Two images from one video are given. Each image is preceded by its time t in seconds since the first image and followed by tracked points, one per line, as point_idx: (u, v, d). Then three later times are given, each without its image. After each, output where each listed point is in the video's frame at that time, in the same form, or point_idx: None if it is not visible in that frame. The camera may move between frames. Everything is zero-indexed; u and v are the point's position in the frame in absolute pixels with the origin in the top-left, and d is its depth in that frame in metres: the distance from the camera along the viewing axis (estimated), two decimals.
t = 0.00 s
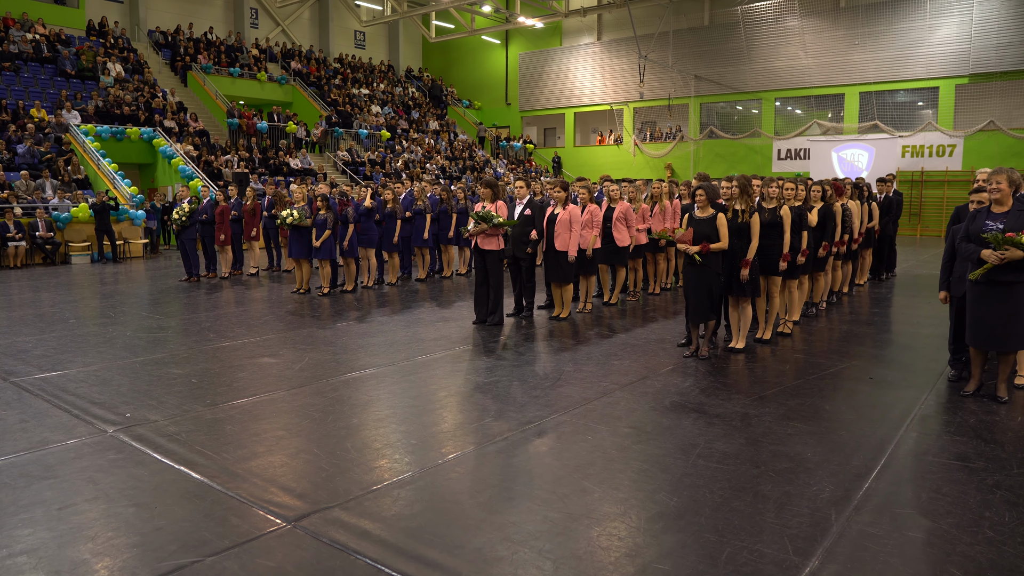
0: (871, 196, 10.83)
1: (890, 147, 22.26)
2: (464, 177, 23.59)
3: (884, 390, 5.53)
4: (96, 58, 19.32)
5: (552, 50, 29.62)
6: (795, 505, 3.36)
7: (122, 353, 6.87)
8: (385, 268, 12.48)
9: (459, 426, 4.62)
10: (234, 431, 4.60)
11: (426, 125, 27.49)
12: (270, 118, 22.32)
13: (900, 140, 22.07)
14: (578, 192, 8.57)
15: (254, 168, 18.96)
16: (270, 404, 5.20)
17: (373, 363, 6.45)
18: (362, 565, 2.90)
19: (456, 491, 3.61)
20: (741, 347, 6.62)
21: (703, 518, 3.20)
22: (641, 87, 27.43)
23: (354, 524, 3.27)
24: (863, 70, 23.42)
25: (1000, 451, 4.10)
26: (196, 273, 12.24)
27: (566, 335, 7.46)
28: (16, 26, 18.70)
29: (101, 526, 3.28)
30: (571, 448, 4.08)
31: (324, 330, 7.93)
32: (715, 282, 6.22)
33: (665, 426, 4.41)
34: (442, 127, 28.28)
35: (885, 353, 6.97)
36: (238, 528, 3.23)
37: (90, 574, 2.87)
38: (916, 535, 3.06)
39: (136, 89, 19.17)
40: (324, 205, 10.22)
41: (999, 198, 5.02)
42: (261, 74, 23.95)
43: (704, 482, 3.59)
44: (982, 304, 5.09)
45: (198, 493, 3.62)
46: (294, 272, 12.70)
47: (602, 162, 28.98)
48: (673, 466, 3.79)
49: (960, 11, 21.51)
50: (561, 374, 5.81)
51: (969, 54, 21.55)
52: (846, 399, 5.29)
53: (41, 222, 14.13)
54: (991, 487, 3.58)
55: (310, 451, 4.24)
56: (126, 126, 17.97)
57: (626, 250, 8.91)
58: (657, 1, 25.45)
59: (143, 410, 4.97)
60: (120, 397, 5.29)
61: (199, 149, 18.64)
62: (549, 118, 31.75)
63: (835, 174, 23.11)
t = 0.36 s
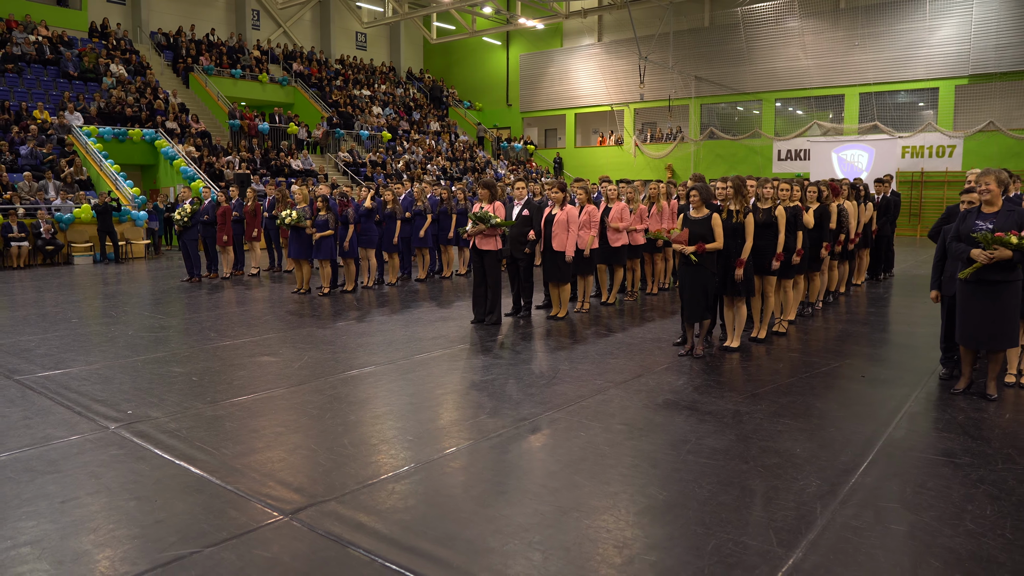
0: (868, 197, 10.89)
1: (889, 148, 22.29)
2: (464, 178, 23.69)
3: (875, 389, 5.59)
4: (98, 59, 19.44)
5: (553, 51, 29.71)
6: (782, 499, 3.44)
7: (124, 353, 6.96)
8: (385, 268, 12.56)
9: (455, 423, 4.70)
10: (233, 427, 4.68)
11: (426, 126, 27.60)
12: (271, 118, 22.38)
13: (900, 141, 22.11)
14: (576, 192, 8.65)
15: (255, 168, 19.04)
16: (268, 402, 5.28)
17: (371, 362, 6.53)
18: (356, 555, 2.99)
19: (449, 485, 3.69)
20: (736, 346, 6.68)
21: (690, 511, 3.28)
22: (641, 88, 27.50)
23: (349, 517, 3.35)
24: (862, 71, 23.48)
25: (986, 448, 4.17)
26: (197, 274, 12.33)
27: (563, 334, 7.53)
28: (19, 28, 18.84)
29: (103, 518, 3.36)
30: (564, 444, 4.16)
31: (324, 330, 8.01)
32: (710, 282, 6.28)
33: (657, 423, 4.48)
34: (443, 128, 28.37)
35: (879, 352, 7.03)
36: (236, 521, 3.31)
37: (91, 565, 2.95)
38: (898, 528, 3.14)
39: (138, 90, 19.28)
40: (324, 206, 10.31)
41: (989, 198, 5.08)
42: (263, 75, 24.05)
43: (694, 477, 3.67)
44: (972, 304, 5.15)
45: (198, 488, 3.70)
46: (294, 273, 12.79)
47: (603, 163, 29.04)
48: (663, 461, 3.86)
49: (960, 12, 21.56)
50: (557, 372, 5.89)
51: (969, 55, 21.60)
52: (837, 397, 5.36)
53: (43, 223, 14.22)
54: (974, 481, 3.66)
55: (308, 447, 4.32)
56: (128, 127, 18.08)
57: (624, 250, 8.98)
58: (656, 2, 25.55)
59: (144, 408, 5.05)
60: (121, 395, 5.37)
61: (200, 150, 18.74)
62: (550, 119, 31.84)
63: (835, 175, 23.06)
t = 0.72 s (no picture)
0: (857, 196, 10.95)
1: (882, 149, 22.14)
2: (458, 178, 23.76)
3: (855, 387, 5.65)
4: (92, 60, 19.45)
5: (547, 52, 29.78)
6: (753, 495, 3.49)
7: (112, 353, 6.99)
8: (377, 269, 12.60)
9: (436, 421, 4.75)
10: (216, 426, 4.73)
11: (421, 127, 27.66)
12: (265, 119, 22.39)
13: (893, 142, 22.07)
14: (564, 192, 8.72)
15: (249, 169, 19.07)
16: (253, 401, 5.32)
17: (358, 361, 6.58)
18: (328, 550, 3.04)
19: (426, 482, 3.74)
20: (720, 345, 6.73)
21: (660, 507, 3.33)
22: (635, 89, 27.58)
23: (326, 512, 3.40)
24: (855, 72, 23.57)
25: (958, 445, 4.23)
26: (189, 274, 12.37)
27: (550, 334, 7.59)
28: (12, 29, 18.87)
29: (82, 515, 3.40)
30: (542, 441, 4.21)
31: (313, 330, 8.06)
32: (694, 281, 6.33)
33: (636, 421, 4.54)
34: (438, 129, 28.43)
35: (862, 351, 7.10)
36: (213, 517, 3.36)
37: (67, 559, 3.00)
38: (865, 523, 3.19)
39: (132, 91, 19.29)
40: (314, 207, 10.36)
41: (966, 198, 5.14)
42: (257, 76, 24.08)
43: (667, 474, 3.72)
44: (949, 303, 5.21)
45: (178, 485, 3.75)
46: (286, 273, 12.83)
47: (597, 164, 29.11)
48: (638, 458, 3.92)
49: (952, 13, 21.65)
50: (541, 371, 5.94)
51: (961, 55, 21.69)
52: (817, 395, 5.42)
53: (36, 224, 14.25)
54: (944, 477, 3.71)
55: (290, 445, 4.37)
56: (121, 128, 18.11)
57: (611, 251, 9.04)
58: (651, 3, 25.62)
59: (129, 407, 5.09)
60: (107, 395, 5.41)
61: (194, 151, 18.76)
62: (545, 120, 31.89)
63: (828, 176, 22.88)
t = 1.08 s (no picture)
0: (848, 196, 10.99)
1: (878, 148, 22.32)
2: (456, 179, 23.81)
3: (837, 386, 5.68)
4: (89, 61, 19.51)
5: (545, 53, 29.83)
6: (726, 492, 3.52)
7: (102, 353, 7.03)
8: (370, 270, 12.64)
9: (417, 421, 4.79)
10: (200, 425, 4.76)
11: (419, 127, 27.70)
12: (262, 120, 22.39)
13: (889, 142, 22.19)
14: (554, 193, 8.77)
15: (247, 170, 19.11)
16: (238, 399, 5.36)
17: (346, 360, 6.62)
18: (301, 546, 3.06)
19: (403, 480, 3.78)
20: (706, 345, 6.76)
21: (631, 506, 3.35)
22: (632, 90, 27.63)
23: (303, 509, 3.43)
24: (852, 73, 23.57)
25: (934, 444, 4.26)
26: (184, 275, 12.40)
27: (539, 334, 7.63)
28: (9, 31, 18.90)
29: (60, 511, 3.44)
30: (520, 440, 4.24)
31: (303, 330, 8.10)
32: (679, 281, 6.36)
33: (615, 420, 4.57)
34: (435, 130, 28.49)
35: (849, 351, 7.12)
36: (190, 513, 3.39)
37: (42, 554, 3.03)
38: (833, 520, 3.22)
39: (129, 92, 19.34)
40: (307, 207, 10.39)
41: (945, 198, 5.19)
42: (254, 77, 24.09)
43: (642, 472, 3.75)
44: (930, 303, 5.23)
45: (157, 482, 3.78)
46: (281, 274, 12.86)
47: (594, 164, 29.17)
48: (614, 457, 3.94)
49: (948, 14, 21.66)
50: (527, 371, 5.97)
51: (957, 56, 21.72)
52: (798, 394, 5.45)
53: (32, 225, 14.30)
54: (916, 476, 3.75)
55: (272, 444, 4.40)
56: (118, 129, 18.16)
57: (600, 251, 9.07)
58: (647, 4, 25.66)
59: (115, 406, 5.13)
60: (94, 394, 5.45)
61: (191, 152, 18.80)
62: (542, 121, 31.92)
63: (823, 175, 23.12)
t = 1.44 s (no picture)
0: (838, 197, 11.03)
1: (870, 150, 22.50)
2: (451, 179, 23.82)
3: (821, 386, 5.71)
4: (83, 61, 19.50)
5: (540, 54, 29.87)
6: (703, 489, 3.54)
7: (91, 352, 7.05)
8: (363, 270, 12.64)
9: (401, 419, 4.81)
10: (184, 423, 4.78)
11: (414, 127, 27.71)
12: (257, 120, 22.36)
13: (882, 142, 22.26)
14: (544, 194, 8.80)
15: (241, 170, 19.10)
16: (224, 398, 5.38)
17: (334, 360, 6.63)
18: (277, 543, 3.08)
19: (385, 477, 3.80)
20: (693, 344, 6.80)
21: (607, 503, 3.37)
22: (627, 90, 27.68)
23: (280, 506, 3.45)
24: (846, 73, 23.62)
25: (912, 442, 4.29)
26: (176, 275, 12.39)
27: (527, 333, 7.66)
28: (3, 30, 18.87)
29: (40, 509, 3.46)
30: (501, 439, 4.26)
31: (293, 329, 8.12)
32: (666, 281, 6.39)
33: (597, 418, 4.59)
34: (431, 130, 28.50)
35: (835, 351, 7.16)
36: (169, 510, 3.41)
37: (21, 550, 3.05)
38: (807, 516, 3.24)
39: (123, 92, 19.33)
40: (299, 208, 10.41)
41: (927, 198, 5.23)
42: (249, 77, 24.07)
43: (620, 469, 3.77)
44: (912, 302, 5.28)
45: (138, 480, 3.80)
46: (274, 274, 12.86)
47: (590, 164, 29.21)
48: (594, 455, 3.96)
49: (942, 15, 21.73)
50: (512, 369, 6.00)
51: (950, 57, 21.79)
52: (782, 393, 5.47)
53: (25, 225, 14.29)
54: (893, 473, 3.77)
55: (255, 442, 4.42)
56: (112, 129, 18.14)
57: (589, 251, 9.15)
58: (642, 4, 25.70)
59: (101, 404, 5.15)
60: (80, 392, 5.47)
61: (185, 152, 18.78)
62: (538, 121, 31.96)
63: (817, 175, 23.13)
